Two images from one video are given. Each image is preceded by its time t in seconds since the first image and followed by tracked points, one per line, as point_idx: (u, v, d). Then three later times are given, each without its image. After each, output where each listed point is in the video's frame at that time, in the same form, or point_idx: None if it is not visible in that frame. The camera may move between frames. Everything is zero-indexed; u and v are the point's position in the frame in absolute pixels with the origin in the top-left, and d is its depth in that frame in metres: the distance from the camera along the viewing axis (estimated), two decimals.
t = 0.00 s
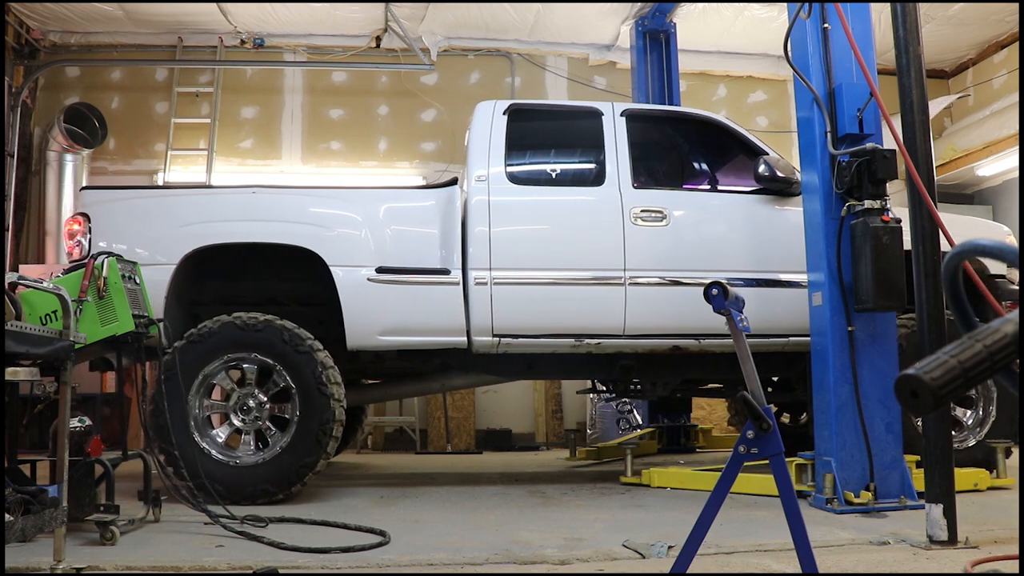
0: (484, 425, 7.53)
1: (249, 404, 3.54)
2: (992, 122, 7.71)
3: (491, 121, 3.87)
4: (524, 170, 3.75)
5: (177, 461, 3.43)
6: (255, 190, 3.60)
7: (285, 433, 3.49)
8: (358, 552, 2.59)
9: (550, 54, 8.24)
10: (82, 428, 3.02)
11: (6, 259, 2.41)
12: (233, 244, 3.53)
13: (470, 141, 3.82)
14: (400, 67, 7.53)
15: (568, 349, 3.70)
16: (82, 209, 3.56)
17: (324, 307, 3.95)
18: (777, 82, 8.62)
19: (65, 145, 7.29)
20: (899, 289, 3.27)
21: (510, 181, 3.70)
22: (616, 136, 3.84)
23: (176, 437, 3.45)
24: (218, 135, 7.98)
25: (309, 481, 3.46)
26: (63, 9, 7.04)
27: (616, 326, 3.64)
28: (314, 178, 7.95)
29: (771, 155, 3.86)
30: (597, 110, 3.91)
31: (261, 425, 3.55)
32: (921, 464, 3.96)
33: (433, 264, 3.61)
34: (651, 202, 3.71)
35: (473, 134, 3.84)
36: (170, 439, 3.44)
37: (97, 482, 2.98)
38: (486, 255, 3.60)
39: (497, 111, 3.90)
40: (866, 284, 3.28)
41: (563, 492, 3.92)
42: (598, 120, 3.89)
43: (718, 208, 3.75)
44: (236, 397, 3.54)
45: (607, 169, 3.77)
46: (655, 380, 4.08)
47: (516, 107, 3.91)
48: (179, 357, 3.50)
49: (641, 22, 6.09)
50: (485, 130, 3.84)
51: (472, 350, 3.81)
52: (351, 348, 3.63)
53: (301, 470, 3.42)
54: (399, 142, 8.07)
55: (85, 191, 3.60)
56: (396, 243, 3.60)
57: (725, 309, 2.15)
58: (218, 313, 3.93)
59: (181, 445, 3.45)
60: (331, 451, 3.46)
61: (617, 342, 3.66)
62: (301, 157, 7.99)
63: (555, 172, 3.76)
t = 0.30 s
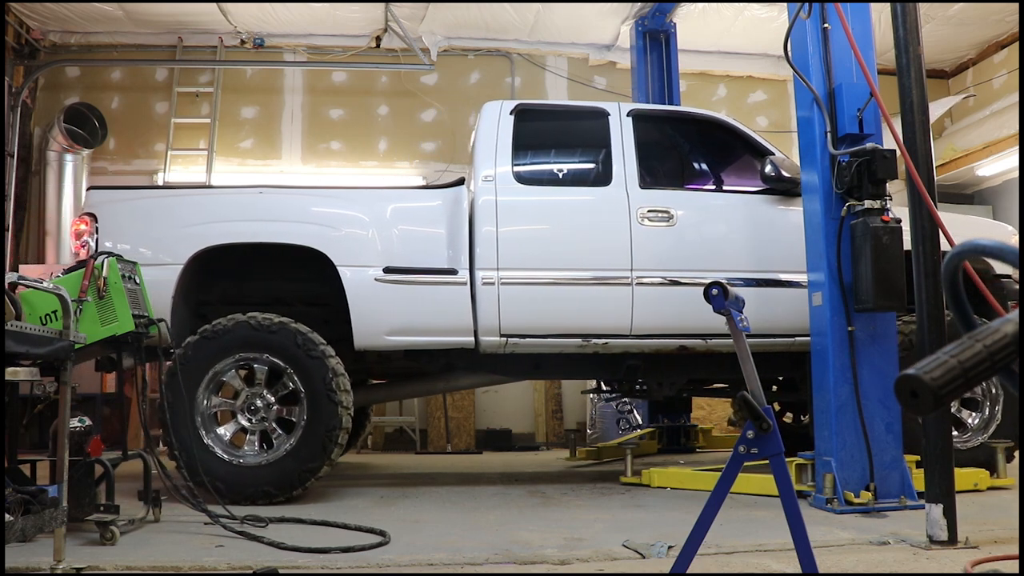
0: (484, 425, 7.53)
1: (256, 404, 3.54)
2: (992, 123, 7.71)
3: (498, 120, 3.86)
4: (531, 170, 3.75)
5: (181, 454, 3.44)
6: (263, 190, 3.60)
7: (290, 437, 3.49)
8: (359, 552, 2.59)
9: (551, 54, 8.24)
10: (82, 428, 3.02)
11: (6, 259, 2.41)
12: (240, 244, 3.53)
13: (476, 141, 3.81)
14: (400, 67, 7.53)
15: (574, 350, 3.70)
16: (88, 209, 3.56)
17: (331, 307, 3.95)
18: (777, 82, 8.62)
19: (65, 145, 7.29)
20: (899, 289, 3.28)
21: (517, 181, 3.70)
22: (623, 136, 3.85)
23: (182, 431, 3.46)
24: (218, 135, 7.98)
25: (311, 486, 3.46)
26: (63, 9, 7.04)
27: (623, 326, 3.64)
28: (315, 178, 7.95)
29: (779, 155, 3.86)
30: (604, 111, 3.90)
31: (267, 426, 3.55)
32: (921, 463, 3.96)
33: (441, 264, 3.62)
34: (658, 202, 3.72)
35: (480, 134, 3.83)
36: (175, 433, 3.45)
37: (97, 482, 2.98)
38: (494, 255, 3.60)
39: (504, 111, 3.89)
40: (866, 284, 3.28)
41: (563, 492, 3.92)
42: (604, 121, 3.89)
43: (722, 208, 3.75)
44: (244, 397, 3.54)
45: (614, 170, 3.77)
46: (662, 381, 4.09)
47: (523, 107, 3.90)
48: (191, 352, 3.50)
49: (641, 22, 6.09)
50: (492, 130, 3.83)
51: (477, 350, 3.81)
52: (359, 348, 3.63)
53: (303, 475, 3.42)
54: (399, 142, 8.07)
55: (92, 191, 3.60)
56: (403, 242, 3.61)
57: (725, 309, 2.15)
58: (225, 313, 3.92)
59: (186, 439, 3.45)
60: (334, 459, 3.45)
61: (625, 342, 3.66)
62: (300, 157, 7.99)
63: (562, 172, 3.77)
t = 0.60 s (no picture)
0: (485, 425, 7.53)
1: (268, 404, 3.54)
2: (993, 123, 7.64)
3: (508, 121, 3.86)
4: (542, 170, 3.76)
5: (187, 445, 3.44)
6: (272, 190, 3.60)
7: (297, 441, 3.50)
8: (359, 552, 2.59)
9: (551, 54, 8.25)
10: (83, 428, 3.00)
11: (6, 260, 2.40)
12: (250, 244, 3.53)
13: (487, 141, 3.82)
14: (400, 67, 7.54)
15: (586, 349, 3.70)
16: (98, 209, 3.56)
17: (341, 308, 3.94)
18: (777, 82, 8.62)
19: (65, 145, 7.30)
20: (899, 289, 3.28)
21: (527, 181, 3.71)
22: (632, 136, 3.85)
23: (191, 422, 3.46)
24: (218, 135, 7.97)
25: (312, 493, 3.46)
26: (63, 9, 7.04)
27: (633, 326, 3.64)
28: (315, 178, 7.95)
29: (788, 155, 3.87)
30: (613, 112, 3.90)
31: (276, 428, 3.55)
32: (921, 463, 3.96)
33: (452, 264, 3.62)
34: (668, 202, 3.72)
35: (491, 133, 3.84)
36: (183, 423, 3.45)
37: (97, 482, 2.98)
38: (505, 255, 3.60)
39: (513, 112, 3.89)
40: (866, 284, 3.28)
41: (563, 492, 3.92)
42: (614, 122, 3.89)
43: (729, 207, 3.75)
44: (256, 396, 3.54)
45: (623, 171, 3.77)
46: (672, 380, 4.09)
47: (532, 107, 3.90)
48: (209, 344, 3.51)
49: (641, 22, 6.09)
50: (502, 130, 3.84)
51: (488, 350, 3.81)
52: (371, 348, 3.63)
53: (306, 482, 3.42)
54: (399, 142, 8.07)
55: (101, 191, 3.60)
56: (414, 242, 3.61)
57: (725, 309, 2.15)
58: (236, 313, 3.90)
59: (193, 430, 3.46)
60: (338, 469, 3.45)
61: (636, 342, 3.67)
62: (300, 157, 7.99)
63: (573, 172, 3.77)
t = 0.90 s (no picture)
0: (485, 426, 7.53)
1: (280, 404, 3.54)
2: (993, 122, 7.59)
3: (519, 121, 3.86)
4: (554, 170, 3.76)
5: (196, 434, 3.44)
6: (284, 190, 3.60)
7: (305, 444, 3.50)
8: (359, 552, 2.59)
9: (551, 54, 8.25)
10: (83, 428, 3.04)
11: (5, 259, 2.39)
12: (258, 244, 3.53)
13: (499, 140, 3.81)
14: (400, 67, 7.54)
15: (597, 349, 3.70)
16: (109, 209, 3.57)
17: (351, 307, 3.94)
18: (777, 82, 8.62)
19: (65, 145, 7.31)
20: (899, 289, 3.28)
21: (539, 181, 3.71)
22: (643, 136, 3.85)
23: (203, 411, 3.46)
24: (218, 135, 7.98)
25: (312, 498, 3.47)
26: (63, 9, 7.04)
27: (644, 326, 3.64)
28: (314, 177, 7.95)
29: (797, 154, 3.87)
30: (624, 112, 3.91)
31: (285, 429, 3.55)
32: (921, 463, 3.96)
33: (463, 264, 3.62)
34: (678, 202, 3.72)
35: (502, 133, 3.84)
36: (196, 411, 3.45)
37: (97, 482, 2.98)
38: (517, 254, 3.60)
39: (524, 112, 3.89)
40: (866, 284, 3.28)
41: (563, 492, 3.92)
42: (625, 122, 3.89)
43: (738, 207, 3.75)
44: (270, 395, 3.54)
45: (634, 170, 3.78)
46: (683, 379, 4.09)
47: (543, 108, 3.90)
48: (232, 337, 3.51)
49: (641, 22, 6.09)
50: (514, 130, 3.84)
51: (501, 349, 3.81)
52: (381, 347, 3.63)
53: (308, 487, 3.43)
54: (399, 142, 8.07)
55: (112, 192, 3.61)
56: (425, 241, 3.62)
57: (725, 309, 2.15)
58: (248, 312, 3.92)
59: (204, 420, 3.46)
60: (341, 478, 3.46)
61: (647, 342, 3.67)
62: (300, 157, 7.99)
63: (583, 172, 3.78)
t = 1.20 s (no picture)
0: (485, 426, 7.54)
1: (291, 405, 3.54)
2: (992, 123, 7.73)
3: (529, 121, 3.86)
4: (563, 170, 3.76)
5: (205, 425, 3.44)
6: (294, 190, 3.61)
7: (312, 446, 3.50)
8: (359, 552, 2.59)
9: (551, 54, 8.26)
10: (83, 428, 3.05)
11: (5, 259, 2.39)
12: (269, 244, 3.53)
13: (508, 140, 3.82)
14: (400, 67, 7.55)
15: (608, 349, 3.71)
16: (119, 209, 3.57)
17: (361, 307, 3.94)
18: (777, 82, 8.62)
19: (65, 145, 7.32)
20: (899, 289, 3.28)
21: (549, 181, 3.71)
22: (652, 136, 3.86)
23: (214, 403, 3.46)
24: (218, 135, 7.98)
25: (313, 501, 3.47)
26: (63, 9, 7.04)
27: (655, 326, 3.65)
28: (314, 177, 7.95)
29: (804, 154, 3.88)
30: (633, 113, 3.91)
31: (293, 429, 3.55)
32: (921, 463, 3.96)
33: (474, 265, 3.63)
34: (687, 202, 3.73)
35: (512, 132, 3.84)
36: (207, 402, 3.45)
37: (97, 482, 2.98)
38: (527, 254, 3.60)
39: (534, 112, 3.89)
40: (866, 284, 3.28)
41: (563, 492, 3.92)
42: (634, 122, 3.90)
43: (746, 207, 3.76)
44: (283, 394, 3.54)
45: (644, 170, 3.79)
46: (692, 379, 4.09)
47: (553, 108, 3.91)
48: (251, 333, 3.51)
49: (641, 22, 6.09)
50: (523, 130, 3.84)
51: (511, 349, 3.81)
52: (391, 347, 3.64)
53: (309, 490, 3.43)
54: (399, 142, 8.07)
55: (122, 191, 3.61)
56: (435, 240, 3.62)
57: (725, 309, 2.15)
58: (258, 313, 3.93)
59: (214, 412, 3.45)
60: (343, 485, 3.46)
61: (658, 342, 3.68)
62: (300, 157, 7.99)
63: (592, 172, 3.79)
